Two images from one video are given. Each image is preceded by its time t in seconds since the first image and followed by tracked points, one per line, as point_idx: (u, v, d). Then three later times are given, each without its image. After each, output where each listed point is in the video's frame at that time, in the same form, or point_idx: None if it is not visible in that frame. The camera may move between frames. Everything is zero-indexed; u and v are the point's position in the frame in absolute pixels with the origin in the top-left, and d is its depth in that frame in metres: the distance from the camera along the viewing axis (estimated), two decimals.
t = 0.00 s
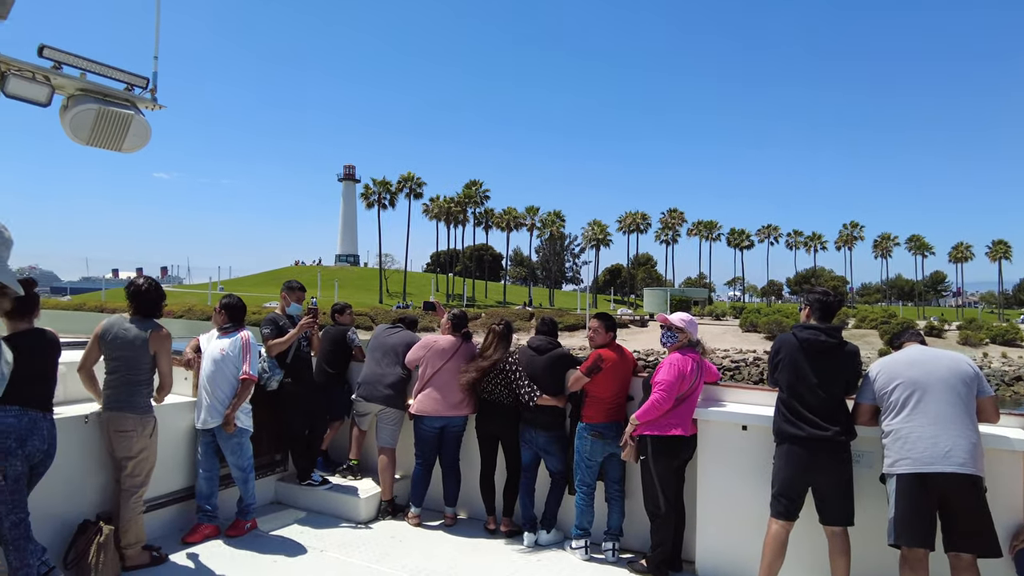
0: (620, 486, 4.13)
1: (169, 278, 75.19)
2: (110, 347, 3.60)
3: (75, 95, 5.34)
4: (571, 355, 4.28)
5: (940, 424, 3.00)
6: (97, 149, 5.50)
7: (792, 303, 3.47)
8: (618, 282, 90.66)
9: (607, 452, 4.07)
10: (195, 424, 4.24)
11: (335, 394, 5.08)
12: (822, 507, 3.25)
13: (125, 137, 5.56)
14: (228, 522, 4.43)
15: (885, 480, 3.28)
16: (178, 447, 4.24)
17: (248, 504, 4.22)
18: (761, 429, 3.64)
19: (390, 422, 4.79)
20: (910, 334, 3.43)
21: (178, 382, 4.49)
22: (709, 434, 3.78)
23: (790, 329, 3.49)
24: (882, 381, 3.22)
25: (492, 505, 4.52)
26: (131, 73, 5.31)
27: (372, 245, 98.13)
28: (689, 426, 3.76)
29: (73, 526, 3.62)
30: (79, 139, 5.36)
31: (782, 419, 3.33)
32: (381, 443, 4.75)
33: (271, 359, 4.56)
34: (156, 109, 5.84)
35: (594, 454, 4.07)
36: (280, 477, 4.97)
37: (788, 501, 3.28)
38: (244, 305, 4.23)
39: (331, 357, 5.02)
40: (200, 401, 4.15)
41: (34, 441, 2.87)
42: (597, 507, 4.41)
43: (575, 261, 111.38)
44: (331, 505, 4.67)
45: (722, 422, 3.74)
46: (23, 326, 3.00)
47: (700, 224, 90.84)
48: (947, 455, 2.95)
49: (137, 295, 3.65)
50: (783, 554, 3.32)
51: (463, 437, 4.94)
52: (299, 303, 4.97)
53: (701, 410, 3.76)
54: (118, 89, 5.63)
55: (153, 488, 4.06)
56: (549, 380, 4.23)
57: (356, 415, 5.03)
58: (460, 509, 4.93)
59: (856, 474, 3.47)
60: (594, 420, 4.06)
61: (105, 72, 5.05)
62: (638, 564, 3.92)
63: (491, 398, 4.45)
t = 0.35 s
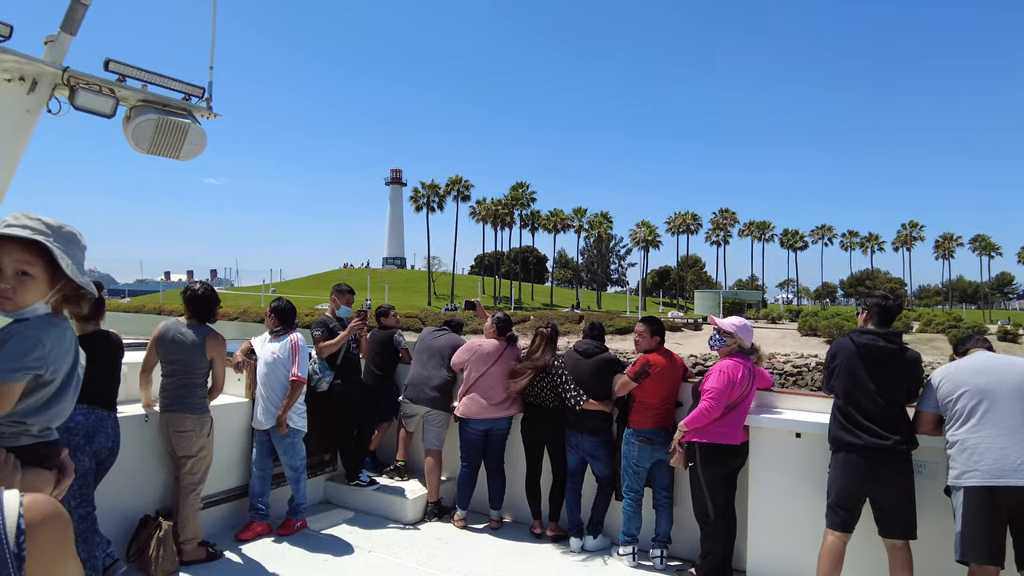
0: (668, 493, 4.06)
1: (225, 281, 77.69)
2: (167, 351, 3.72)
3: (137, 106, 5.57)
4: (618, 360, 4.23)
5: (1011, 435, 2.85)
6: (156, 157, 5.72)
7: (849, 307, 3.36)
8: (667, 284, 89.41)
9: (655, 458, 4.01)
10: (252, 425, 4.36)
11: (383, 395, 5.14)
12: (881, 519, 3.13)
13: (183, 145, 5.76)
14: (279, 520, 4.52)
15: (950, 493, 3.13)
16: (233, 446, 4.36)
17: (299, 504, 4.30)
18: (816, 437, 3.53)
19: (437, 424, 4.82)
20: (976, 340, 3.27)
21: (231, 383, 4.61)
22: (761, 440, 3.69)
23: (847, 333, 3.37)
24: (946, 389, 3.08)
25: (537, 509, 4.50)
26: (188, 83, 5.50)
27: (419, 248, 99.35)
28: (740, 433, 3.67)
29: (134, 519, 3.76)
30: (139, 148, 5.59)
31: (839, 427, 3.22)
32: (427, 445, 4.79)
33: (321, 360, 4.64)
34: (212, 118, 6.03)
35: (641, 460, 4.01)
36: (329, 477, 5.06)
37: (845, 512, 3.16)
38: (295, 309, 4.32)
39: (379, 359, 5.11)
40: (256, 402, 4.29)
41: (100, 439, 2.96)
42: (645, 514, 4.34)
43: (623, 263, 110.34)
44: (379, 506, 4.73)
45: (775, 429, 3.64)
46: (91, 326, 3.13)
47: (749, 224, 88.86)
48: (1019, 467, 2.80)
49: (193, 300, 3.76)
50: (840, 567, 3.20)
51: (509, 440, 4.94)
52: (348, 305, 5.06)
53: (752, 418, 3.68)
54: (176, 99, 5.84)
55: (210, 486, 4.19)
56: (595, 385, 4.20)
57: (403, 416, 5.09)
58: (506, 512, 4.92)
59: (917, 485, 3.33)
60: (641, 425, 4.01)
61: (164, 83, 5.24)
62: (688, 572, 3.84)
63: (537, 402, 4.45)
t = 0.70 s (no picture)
0: (721, 502, 3.96)
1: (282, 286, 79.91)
2: (222, 357, 3.85)
3: (198, 118, 5.81)
4: (668, 366, 4.17)
5: None
6: (215, 167, 5.94)
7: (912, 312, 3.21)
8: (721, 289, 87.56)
9: (706, 465, 3.92)
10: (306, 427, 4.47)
11: (432, 399, 5.19)
12: (949, 534, 2.97)
13: (240, 155, 5.97)
14: (331, 521, 4.62)
15: None
16: (288, 448, 4.47)
17: (350, 506, 4.37)
18: (877, 447, 3.39)
19: (485, 428, 4.84)
20: None
21: (285, 386, 4.73)
22: (818, 450, 3.56)
23: (910, 339, 3.22)
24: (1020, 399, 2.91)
25: (586, 516, 4.46)
26: (244, 94, 5.69)
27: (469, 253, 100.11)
28: (794, 442, 3.56)
29: (194, 517, 3.89)
30: (199, 158, 5.81)
31: (902, 437, 3.08)
32: (476, 450, 4.81)
33: (372, 364, 4.72)
34: (268, 128, 6.24)
35: (692, 468, 3.93)
36: (380, 479, 5.13)
37: (909, 526, 3.02)
38: (347, 314, 4.41)
39: (428, 362, 5.16)
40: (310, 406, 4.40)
41: (162, 438, 3.08)
42: (696, 523, 4.25)
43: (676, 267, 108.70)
44: (428, 509, 4.77)
45: (832, 438, 3.51)
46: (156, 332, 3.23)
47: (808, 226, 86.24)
48: None
49: (247, 307, 3.88)
50: None
51: (557, 445, 4.92)
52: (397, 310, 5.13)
53: (806, 426, 3.55)
54: (233, 111, 6.05)
55: (266, 486, 4.31)
56: (644, 391, 4.14)
57: (451, 420, 5.13)
58: (554, 518, 4.90)
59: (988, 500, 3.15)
60: (691, 432, 3.94)
61: (222, 96, 5.44)
62: None
63: (586, 407, 4.43)
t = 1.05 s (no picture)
0: (766, 512, 3.87)
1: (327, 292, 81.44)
2: (268, 360, 3.96)
3: (245, 129, 5.99)
4: (712, 373, 4.10)
5: None
6: (262, 177, 6.10)
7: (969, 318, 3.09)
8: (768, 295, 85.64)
9: (750, 475, 3.84)
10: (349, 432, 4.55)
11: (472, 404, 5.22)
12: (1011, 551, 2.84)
13: (286, 165, 6.12)
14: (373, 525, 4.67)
15: None
16: (332, 452, 4.55)
17: (391, 510, 4.42)
18: (931, 458, 3.27)
19: (525, 434, 4.84)
20: None
21: (329, 391, 4.82)
22: (868, 461, 3.46)
23: (966, 347, 3.10)
24: None
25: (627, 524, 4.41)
26: (290, 106, 5.84)
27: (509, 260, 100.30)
28: (843, 452, 3.46)
29: (241, 518, 3.99)
30: (248, 169, 5.97)
31: (958, 449, 2.95)
32: (516, 456, 4.81)
33: (415, 370, 4.81)
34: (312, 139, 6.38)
35: (734, 477, 3.86)
36: (420, 484, 5.17)
37: (968, 542, 2.89)
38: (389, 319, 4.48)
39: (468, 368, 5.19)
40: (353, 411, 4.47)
41: (211, 441, 3.17)
42: (740, 534, 4.16)
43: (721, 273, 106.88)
44: (468, 515, 4.79)
45: (883, 448, 3.40)
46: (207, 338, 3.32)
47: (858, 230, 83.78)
48: None
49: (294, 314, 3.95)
50: None
51: (598, 452, 4.88)
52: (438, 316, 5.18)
53: (855, 435, 3.44)
54: (279, 122, 6.22)
55: (310, 489, 4.39)
56: (687, 399, 4.07)
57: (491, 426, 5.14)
58: (594, 526, 4.86)
59: None
60: (734, 441, 3.87)
61: (269, 108, 5.59)
62: None
63: (627, 415, 4.39)
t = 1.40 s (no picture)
0: (806, 524, 3.77)
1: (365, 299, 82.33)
2: (306, 365, 4.02)
3: (284, 140, 6.11)
4: (750, 382, 4.02)
5: None
6: (300, 186, 6.21)
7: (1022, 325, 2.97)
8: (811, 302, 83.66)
9: (789, 485, 3.74)
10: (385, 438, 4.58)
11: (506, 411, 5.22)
12: None
13: (323, 175, 6.22)
14: (408, 531, 4.69)
15: None
16: (367, 458, 4.59)
17: (426, 516, 4.43)
18: (982, 471, 3.14)
19: (559, 442, 4.80)
20: None
21: (366, 397, 4.88)
22: (915, 474, 3.34)
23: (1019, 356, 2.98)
24: None
25: (664, 534, 4.34)
26: (327, 116, 5.95)
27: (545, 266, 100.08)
28: (890, 463, 3.35)
29: (279, 523, 4.05)
30: (286, 178, 6.09)
31: (1012, 462, 2.83)
32: (550, 464, 4.78)
33: (449, 376, 4.81)
34: (348, 148, 6.49)
35: (773, 488, 3.77)
36: (455, 491, 5.17)
37: None
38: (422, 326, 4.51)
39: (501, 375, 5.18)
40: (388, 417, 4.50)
41: (250, 446, 3.23)
42: (781, 546, 4.05)
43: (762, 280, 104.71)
44: (503, 522, 4.78)
45: (932, 460, 3.28)
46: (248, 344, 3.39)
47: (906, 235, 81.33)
48: None
49: (331, 320, 4.02)
50: None
51: (633, 461, 4.81)
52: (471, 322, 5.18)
53: (901, 445, 3.34)
54: (317, 132, 6.34)
55: (347, 494, 4.44)
56: (726, 408, 4.00)
57: (525, 433, 5.13)
58: (630, 536, 4.79)
59: None
60: (773, 451, 3.78)
61: (307, 119, 5.71)
62: None
63: (663, 423, 4.34)
